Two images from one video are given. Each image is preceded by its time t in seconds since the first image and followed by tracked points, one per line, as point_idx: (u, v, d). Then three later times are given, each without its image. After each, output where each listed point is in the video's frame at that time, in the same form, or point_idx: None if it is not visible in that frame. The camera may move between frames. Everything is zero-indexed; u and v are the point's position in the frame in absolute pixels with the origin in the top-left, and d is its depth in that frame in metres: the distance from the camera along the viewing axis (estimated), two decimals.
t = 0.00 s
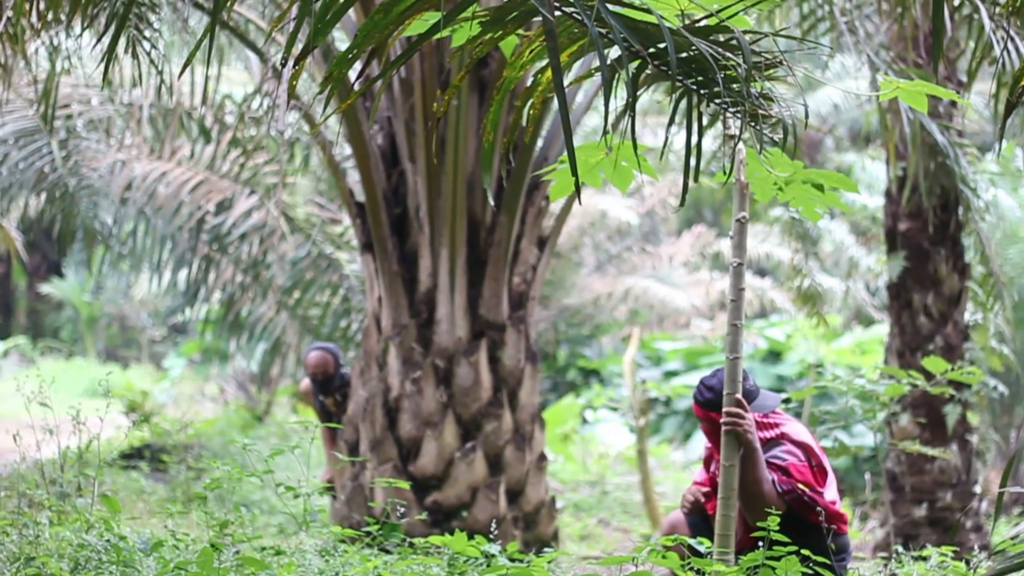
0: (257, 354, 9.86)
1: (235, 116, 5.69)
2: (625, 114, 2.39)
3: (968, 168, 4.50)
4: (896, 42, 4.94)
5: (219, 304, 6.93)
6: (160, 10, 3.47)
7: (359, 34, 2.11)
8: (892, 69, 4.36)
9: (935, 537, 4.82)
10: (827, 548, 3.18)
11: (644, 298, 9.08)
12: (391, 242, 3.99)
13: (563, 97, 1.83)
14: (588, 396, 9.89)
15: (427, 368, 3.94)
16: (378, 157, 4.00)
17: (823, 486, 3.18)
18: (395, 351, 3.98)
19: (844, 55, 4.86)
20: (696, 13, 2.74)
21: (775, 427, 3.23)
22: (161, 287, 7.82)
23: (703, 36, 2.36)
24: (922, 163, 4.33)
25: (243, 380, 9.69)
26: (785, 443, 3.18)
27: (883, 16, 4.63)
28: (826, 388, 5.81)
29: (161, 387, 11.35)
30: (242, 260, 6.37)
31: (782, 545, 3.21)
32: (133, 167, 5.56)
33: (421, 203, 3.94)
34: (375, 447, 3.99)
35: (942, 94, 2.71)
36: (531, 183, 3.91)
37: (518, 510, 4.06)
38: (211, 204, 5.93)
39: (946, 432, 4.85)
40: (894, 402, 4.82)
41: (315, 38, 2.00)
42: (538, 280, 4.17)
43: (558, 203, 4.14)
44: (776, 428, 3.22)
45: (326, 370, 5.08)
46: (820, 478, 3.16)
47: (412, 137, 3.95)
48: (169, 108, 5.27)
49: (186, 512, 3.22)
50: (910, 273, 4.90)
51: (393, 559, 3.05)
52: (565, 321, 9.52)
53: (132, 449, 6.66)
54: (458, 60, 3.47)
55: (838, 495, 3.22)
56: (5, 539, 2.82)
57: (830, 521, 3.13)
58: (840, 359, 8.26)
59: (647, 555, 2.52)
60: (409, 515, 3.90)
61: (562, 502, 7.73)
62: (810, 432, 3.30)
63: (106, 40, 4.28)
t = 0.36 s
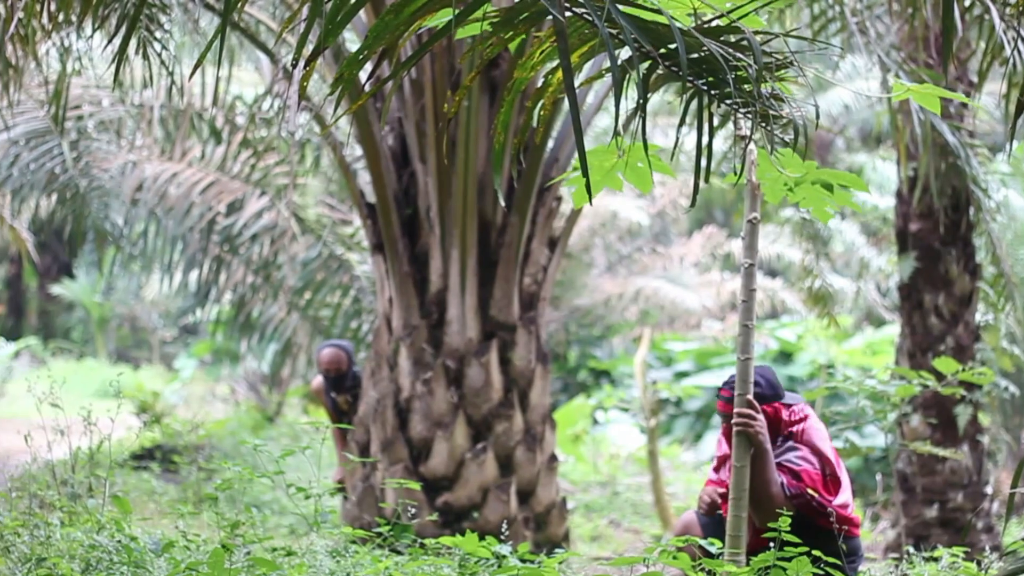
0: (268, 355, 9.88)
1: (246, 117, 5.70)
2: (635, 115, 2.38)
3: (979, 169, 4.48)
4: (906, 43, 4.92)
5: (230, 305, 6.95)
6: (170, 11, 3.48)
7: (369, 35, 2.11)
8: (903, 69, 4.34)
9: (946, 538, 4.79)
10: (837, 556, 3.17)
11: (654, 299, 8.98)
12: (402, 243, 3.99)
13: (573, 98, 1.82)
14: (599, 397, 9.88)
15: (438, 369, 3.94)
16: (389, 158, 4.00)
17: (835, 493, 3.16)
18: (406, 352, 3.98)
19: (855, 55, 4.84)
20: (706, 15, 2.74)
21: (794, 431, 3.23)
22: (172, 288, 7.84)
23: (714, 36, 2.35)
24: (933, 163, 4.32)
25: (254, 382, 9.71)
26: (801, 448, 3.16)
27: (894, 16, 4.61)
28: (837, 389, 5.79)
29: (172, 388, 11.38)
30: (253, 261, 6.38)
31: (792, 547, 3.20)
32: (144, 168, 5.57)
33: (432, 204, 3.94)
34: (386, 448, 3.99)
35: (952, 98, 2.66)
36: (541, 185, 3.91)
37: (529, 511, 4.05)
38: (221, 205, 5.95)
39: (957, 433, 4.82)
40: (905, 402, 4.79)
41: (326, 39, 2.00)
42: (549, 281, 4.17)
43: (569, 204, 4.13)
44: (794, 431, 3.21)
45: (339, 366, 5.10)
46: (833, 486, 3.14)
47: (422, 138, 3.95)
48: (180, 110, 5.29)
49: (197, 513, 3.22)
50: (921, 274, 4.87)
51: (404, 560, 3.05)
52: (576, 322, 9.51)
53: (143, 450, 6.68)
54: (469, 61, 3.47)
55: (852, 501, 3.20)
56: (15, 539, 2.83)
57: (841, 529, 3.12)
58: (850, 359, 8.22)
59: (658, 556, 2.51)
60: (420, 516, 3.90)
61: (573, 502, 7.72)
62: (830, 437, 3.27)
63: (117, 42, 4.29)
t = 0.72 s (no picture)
0: (282, 356, 9.89)
1: (261, 118, 5.72)
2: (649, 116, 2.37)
3: (993, 169, 4.44)
4: (921, 43, 4.88)
5: (244, 306, 6.96)
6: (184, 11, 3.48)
7: (383, 36, 2.10)
8: (917, 69, 4.32)
9: (961, 539, 4.74)
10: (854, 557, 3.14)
11: (669, 300, 9.00)
12: (416, 243, 3.99)
13: (587, 99, 1.81)
14: (613, 398, 9.86)
15: (452, 369, 3.93)
16: (403, 159, 4.00)
17: (853, 491, 3.14)
18: (420, 353, 3.98)
19: (870, 56, 4.81)
20: (720, 15, 2.73)
21: (812, 430, 3.21)
22: (186, 288, 7.86)
23: (728, 37, 2.34)
24: (948, 164, 4.29)
25: (269, 382, 9.73)
26: (819, 448, 3.14)
27: (909, 17, 4.58)
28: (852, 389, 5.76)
29: (186, 389, 11.41)
30: (267, 261, 6.40)
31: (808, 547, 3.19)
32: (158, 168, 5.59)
33: (446, 205, 3.93)
34: (400, 448, 3.98)
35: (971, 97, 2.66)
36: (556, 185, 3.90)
37: (544, 512, 4.04)
38: (235, 206, 5.97)
39: (971, 434, 4.79)
40: (919, 403, 4.76)
41: (340, 40, 2.00)
42: (563, 282, 4.16)
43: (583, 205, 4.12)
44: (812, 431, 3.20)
45: (354, 370, 5.11)
46: (851, 485, 3.13)
47: (436, 138, 3.94)
48: (194, 110, 5.30)
49: (212, 514, 3.23)
50: (935, 274, 4.84)
51: (418, 561, 3.05)
52: (590, 323, 9.49)
53: (157, 451, 6.69)
54: (483, 61, 3.46)
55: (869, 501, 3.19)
56: (31, 540, 2.85)
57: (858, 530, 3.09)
58: (864, 360, 8.17)
59: (672, 556, 2.52)
60: (434, 517, 3.90)
61: (587, 503, 7.71)
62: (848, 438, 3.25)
63: (132, 43, 4.31)
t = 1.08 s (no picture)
0: (301, 356, 9.92)
1: (280, 118, 5.74)
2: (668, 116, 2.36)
3: (1013, 169, 4.40)
4: (940, 42, 4.84)
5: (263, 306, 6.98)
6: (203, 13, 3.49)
7: (401, 37, 2.10)
8: (936, 69, 4.28)
9: (980, 539, 4.70)
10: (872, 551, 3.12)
11: (688, 300, 8.98)
12: (434, 244, 3.99)
13: (605, 99, 1.80)
14: (631, 398, 9.83)
15: (470, 370, 3.93)
16: (422, 159, 4.00)
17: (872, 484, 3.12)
18: (438, 353, 3.98)
19: (888, 55, 4.77)
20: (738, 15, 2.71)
21: (824, 423, 3.19)
22: (205, 288, 7.89)
23: (747, 37, 2.33)
24: (967, 164, 4.24)
25: (287, 383, 9.75)
26: (837, 441, 3.12)
27: (927, 16, 4.54)
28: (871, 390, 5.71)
29: (205, 389, 11.45)
30: (286, 262, 6.42)
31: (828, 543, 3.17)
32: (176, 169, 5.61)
33: (465, 205, 3.93)
34: (419, 448, 3.98)
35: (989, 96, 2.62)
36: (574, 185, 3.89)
37: (562, 511, 4.03)
38: (254, 206, 5.99)
39: (990, 434, 4.74)
40: (938, 402, 4.72)
41: (358, 40, 1.99)
42: (581, 282, 4.15)
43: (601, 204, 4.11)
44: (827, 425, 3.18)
45: (369, 375, 5.12)
46: (870, 477, 3.10)
47: (455, 139, 3.94)
48: (212, 111, 5.32)
49: (232, 514, 3.24)
50: (954, 274, 4.79)
51: (436, 561, 3.05)
52: (608, 323, 9.46)
53: (176, 451, 6.72)
54: (501, 62, 3.46)
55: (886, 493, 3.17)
56: (51, 540, 2.87)
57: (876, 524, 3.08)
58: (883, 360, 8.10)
59: (690, 557, 2.52)
60: (453, 517, 3.90)
61: (606, 504, 7.69)
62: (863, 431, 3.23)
63: (151, 44, 4.33)
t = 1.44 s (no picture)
0: (317, 357, 9.93)
1: (296, 119, 5.76)
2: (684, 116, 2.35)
3: None
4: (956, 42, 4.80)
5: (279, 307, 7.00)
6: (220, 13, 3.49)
7: (418, 37, 2.10)
8: (952, 69, 4.24)
9: (997, 539, 4.65)
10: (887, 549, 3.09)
11: (704, 300, 8.96)
12: (451, 244, 3.98)
13: (622, 100, 1.79)
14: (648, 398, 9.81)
15: (487, 370, 3.93)
16: (438, 159, 4.00)
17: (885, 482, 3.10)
18: (455, 353, 3.98)
19: (905, 55, 4.74)
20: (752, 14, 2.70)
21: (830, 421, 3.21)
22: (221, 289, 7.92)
23: (763, 38, 2.32)
24: (984, 163, 4.21)
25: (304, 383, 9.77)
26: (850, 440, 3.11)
27: (943, 16, 4.50)
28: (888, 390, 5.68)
29: (222, 390, 11.49)
30: (303, 262, 6.43)
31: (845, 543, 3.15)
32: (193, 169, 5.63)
33: (481, 205, 3.93)
34: (435, 449, 3.98)
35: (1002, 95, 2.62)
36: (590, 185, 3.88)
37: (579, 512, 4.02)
38: (271, 207, 6.00)
39: (1008, 434, 4.69)
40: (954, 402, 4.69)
41: (375, 41, 1.99)
42: (598, 282, 4.13)
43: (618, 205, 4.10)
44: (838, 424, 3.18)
45: (382, 380, 5.14)
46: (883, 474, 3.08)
47: (471, 139, 3.94)
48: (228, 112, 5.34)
49: (248, 515, 3.24)
50: (971, 274, 4.75)
51: (453, 561, 3.04)
52: (625, 323, 9.43)
53: (193, 451, 6.74)
54: (518, 62, 3.46)
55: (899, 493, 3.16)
56: (68, 540, 2.88)
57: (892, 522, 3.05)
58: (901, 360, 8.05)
59: (707, 557, 2.52)
60: (470, 517, 3.90)
61: (623, 504, 7.67)
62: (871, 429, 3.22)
63: (166, 45, 4.34)
